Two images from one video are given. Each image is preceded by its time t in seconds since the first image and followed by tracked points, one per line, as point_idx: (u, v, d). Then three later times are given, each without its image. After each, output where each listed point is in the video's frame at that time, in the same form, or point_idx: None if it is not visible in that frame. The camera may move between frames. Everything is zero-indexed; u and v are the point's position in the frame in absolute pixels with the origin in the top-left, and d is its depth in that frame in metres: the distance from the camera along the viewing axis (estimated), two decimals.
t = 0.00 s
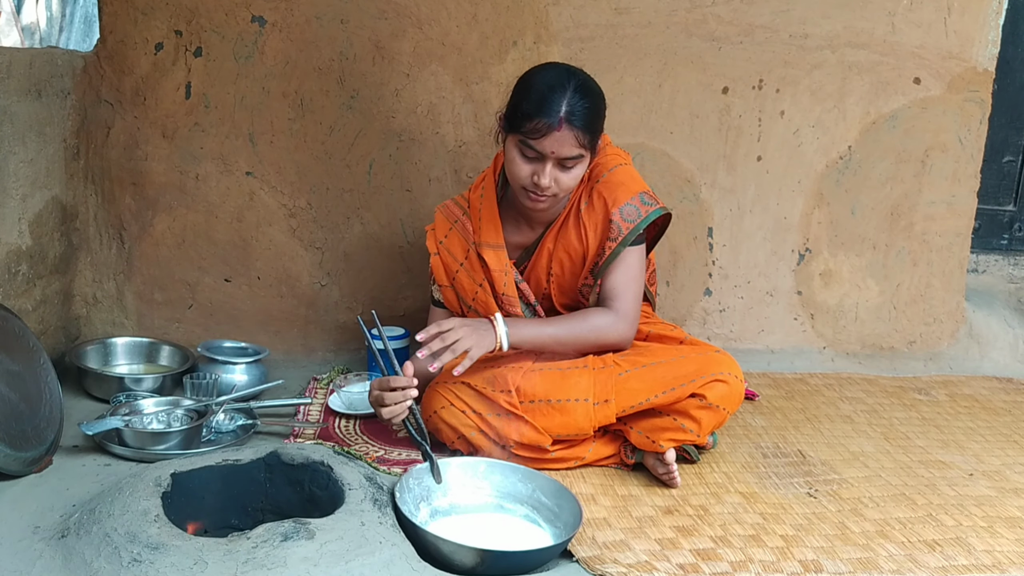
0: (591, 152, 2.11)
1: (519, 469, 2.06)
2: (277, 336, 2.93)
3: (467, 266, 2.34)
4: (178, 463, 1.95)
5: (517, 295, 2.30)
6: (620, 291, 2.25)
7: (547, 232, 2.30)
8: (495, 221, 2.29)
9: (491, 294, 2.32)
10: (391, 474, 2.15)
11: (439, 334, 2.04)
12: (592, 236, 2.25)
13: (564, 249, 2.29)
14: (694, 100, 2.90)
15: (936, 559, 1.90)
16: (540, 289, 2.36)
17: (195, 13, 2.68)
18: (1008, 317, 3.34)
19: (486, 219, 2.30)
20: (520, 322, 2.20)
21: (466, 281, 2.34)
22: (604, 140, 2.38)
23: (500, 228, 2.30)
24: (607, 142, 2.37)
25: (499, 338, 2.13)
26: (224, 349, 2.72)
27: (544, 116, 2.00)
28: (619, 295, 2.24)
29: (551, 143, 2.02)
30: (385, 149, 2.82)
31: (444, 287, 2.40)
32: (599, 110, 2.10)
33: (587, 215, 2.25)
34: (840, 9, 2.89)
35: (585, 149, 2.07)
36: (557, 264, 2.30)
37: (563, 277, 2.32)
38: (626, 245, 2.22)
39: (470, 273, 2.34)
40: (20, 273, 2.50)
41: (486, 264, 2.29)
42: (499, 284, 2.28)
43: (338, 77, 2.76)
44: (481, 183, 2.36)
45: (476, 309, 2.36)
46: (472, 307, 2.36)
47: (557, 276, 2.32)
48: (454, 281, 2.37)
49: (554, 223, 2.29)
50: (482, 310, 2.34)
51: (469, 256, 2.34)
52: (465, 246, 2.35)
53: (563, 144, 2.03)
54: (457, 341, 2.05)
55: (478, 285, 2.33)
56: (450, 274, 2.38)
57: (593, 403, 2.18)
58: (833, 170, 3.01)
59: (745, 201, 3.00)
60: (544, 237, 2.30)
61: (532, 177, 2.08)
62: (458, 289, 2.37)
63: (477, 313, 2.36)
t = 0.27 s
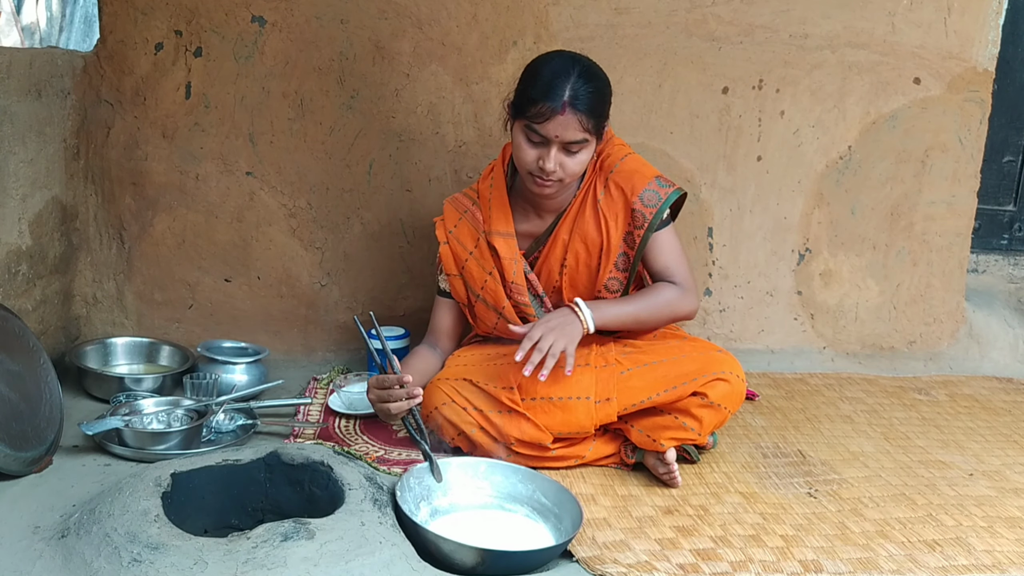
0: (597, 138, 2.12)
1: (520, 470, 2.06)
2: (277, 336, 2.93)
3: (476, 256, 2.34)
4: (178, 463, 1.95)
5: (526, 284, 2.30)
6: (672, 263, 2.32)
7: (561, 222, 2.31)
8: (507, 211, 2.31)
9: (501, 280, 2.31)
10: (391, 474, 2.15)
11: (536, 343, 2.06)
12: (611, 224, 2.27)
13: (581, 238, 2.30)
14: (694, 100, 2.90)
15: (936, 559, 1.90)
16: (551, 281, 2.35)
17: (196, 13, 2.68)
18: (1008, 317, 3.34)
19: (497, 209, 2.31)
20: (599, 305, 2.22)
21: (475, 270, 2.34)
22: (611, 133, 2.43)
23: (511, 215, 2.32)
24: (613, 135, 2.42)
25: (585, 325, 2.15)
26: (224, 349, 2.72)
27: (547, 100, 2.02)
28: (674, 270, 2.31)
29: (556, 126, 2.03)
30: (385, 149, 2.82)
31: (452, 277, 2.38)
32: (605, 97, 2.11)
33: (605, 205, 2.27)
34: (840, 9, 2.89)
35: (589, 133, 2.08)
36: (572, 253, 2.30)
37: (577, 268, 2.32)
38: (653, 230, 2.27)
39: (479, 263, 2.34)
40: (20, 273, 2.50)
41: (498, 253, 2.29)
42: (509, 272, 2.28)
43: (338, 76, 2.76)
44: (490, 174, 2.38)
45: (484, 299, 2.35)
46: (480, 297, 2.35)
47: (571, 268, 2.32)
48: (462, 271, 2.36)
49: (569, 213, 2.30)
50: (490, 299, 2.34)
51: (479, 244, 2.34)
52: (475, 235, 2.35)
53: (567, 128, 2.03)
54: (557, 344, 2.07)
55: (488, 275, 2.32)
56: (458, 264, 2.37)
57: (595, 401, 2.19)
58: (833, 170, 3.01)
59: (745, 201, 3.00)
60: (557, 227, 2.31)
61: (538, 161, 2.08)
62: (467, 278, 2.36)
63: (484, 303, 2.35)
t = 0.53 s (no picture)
0: (562, 86, 2.35)
1: (500, 467, 2.06)
2: (254, 335, 2.90)
3: (489, 184, 2.54)
4: (154, 465, 1.93)
5: (526, 217, 2.46)
6: (665, 257, 2.52)
7: (573, 182, 2.49)
8: (519, 148, 2.51)
9: (518, 227, 2.45)
10: (371, 473, 2.14)
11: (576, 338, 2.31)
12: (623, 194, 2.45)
13: (594, 202, 2.46)
14: (670, 96, 2.90)
15: (913, 551, 1.91)
16: (558, 240, 2.48)
17: (167, 9, 2.65)
18: (981, 309, 3.37)
19: (513, 147, 2.52)
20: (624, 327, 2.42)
21: (485, 198, 2.53)
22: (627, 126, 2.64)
23: (524, 155, 2.51)
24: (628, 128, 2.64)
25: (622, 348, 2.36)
26: (200, 349, 2.70)
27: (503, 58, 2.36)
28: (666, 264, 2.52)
29: (511, 77, 2.34)
30: (362, 146, 2.80)
31: (465, 200, 2.59)
32: (570, 45, 2.33)
33: (622, 173, 2.47)
34: (814, 4, 2.90)
35: (545, 81, 2.32)
36: (583, 212, 2.45)
37: (584, 228, 2.45)
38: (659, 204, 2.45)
39: (489, 191, 2.53)
40: None
41: (504, 181, 2.48)
42: (512, 201, 2.46)
43: (313, 73, 2.74)
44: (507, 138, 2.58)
45: (499, 248, 2.49)
46: (483, 222, 2.53)
47: (578, 226, 2.45)
48: (474, 194, 2.56)
49: (584, 174, 2.48)
50: (491, 227, 2.51)
51: (502, 196, 2.51)
52: (489, 168, 2.55)
53: (518, 75, 2.33)
54: (593, 341, 2.31)
55: (495, 203, 2.51)
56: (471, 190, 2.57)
57: (607, 385, 2.22)
58: (808, 165, 3.03)
59: (722, 196, 3.01)
60: (565, 184, 2.50)
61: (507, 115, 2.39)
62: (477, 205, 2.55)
63: (485, 231, 2.53)
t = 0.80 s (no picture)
0: (560, 87, 2.35)
1: (499, 467, 2.06)
2: (253, 335, 2.90)
3: (489, 184, 2.54)
4: (153, 466, 1.93)
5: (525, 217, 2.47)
6: (666, 260, 2.51)
7: (574, 183, 2.49)
8: (519, 149, 2.52)
9: (517, 228, 2.46)
10: (370, 473, 2.14)
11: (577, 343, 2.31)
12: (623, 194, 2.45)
13: (593, 203, 2.46)
14: (669, 96, 2.90)
15: (913, 550, 1.91)
16: (557, 240, 2.48)
17: (166, 9, 2.64)
18: (981, 309, 3.38)
19: (514, 148, 2.53)
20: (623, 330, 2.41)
21: (485, 197, 2.54)
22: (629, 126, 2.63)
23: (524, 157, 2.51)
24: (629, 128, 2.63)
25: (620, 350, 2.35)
26: (199, 349, 2.70)
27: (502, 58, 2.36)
28: (666, 266, 2.51)
29: (509, 77, 2.34)
30: (361, 146, 2.80)
31: (467, 200, 2.61)
32: (567, 47, 2.33)
33: (622, 174, 2.46)
34: (813, 4, 2.90)
35: (543, 82, 2.32)
36: (582, 212, 2.45)
37: (583, 229, 2.45)
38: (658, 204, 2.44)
39: (490, 191, 2.54)
40: None
41: (505, 181, 2.48)
42: (512, 200, 2.47)
43: (312, 73, 2.73)
44: (509, 137, 2.58)
45: (498, 248, 2.50)
46: (484, 222, 2.54)
47: (578, 227, 2.45)
48: (474, 194, 2.57)
49: (583, 175, 2.48)
50: (491, 227, 2.52)
51: (502, 196, 2.51)
52: (491, 168, 2.56)
53: (517, 76, 2.32)
54: (592, 343, 2.31)
55: (495, 203, 2.52)
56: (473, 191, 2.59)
57: (604, 387, 2.22)
58: (808, 165, 3.03)
59: (721, 196, 3.01)
60: (566, 185, 2.50)
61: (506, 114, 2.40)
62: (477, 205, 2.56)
63: (486, 230, 2.54)
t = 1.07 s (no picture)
0: (569, 85, 2.35)
1: (499, 466, 2.06)
2: (253, 335, 2.90)
3: (489, 186, 2.55)
4: (153, 466, 1.93)
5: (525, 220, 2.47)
6: (666, 260, 2.51)
7: (573, 185, 2.49)
8: (519, 152, 2.53)
9: (517, 231, 2.45)
10: (370, 473, 2.14)
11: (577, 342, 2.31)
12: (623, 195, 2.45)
13: (593, 204, 2.46)
14: (668, 96, 2.90)
15: (913, 550, 1.91)
16: (557, 242, 2.48)
17: (166, 9, 2.64)
18: (980, 309, 3.38)
19: (513, 150, 2.53)
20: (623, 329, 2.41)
21: (485, 200, 2.54)
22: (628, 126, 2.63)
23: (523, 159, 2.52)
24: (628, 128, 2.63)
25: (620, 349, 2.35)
26: (199, 349, 2.70)
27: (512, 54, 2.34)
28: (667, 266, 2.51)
29: (518, 74, 2.33)
30: (361, 146, 2.80)
31: (466, 203, 2.61)
32: (576, 46, 2.34)
33: (622, 175, 2.46)
34: (813, 4, 2.90)
35: (553, 79, 2.32)
36: (582, 214, 2.45)
37: (583, 230, 2.45)
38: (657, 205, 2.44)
39: (489, 193, 2.54)
40: None
41: (504, 183, 2.48)
42: (511, 203, 2.46)
43: (312, 73, 2.73)
44: (508, 139, 2.59)
45: (498, 251, 2.50)
46: (483, 225, 2.54)
47: (578, 228, 2.45)
48: (474, 197, 2.57)
49: (583, 177, 2.48)
50: (490, 229, 2.52)
51: (502, 198, 2.52)
52: (490, 170, 2.56)
53: (527, 74, 2.32)
54: (593, 341, 2.31)
55: (495, 206, 2.52)
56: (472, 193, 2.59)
57: (604, 387, 2.21)
58: (807, 165, 3.03)
59: (721, 196, 3.01)
60: (566, 186, 2.50)
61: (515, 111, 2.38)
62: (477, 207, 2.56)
63: (485, 233, 2.54)
